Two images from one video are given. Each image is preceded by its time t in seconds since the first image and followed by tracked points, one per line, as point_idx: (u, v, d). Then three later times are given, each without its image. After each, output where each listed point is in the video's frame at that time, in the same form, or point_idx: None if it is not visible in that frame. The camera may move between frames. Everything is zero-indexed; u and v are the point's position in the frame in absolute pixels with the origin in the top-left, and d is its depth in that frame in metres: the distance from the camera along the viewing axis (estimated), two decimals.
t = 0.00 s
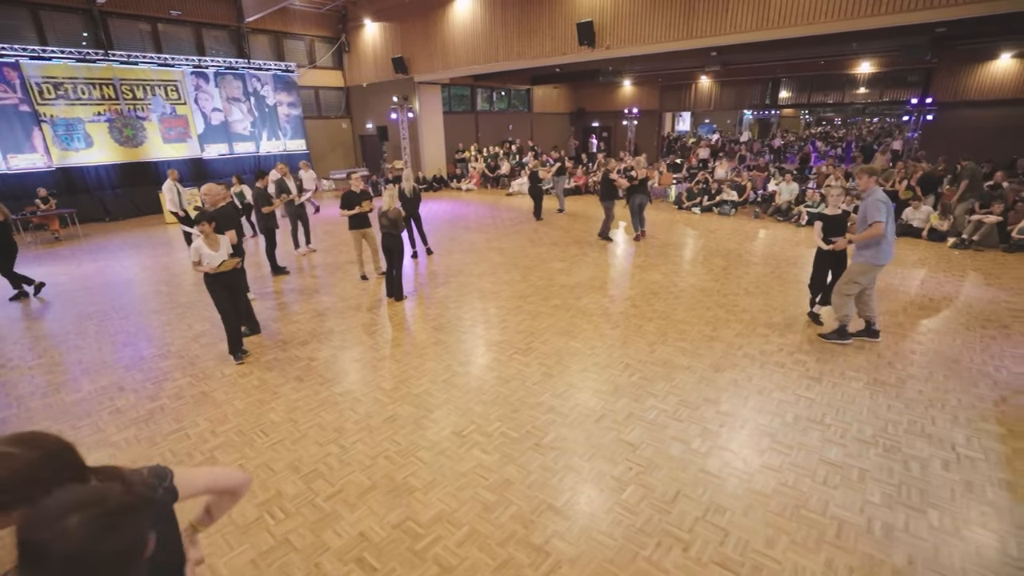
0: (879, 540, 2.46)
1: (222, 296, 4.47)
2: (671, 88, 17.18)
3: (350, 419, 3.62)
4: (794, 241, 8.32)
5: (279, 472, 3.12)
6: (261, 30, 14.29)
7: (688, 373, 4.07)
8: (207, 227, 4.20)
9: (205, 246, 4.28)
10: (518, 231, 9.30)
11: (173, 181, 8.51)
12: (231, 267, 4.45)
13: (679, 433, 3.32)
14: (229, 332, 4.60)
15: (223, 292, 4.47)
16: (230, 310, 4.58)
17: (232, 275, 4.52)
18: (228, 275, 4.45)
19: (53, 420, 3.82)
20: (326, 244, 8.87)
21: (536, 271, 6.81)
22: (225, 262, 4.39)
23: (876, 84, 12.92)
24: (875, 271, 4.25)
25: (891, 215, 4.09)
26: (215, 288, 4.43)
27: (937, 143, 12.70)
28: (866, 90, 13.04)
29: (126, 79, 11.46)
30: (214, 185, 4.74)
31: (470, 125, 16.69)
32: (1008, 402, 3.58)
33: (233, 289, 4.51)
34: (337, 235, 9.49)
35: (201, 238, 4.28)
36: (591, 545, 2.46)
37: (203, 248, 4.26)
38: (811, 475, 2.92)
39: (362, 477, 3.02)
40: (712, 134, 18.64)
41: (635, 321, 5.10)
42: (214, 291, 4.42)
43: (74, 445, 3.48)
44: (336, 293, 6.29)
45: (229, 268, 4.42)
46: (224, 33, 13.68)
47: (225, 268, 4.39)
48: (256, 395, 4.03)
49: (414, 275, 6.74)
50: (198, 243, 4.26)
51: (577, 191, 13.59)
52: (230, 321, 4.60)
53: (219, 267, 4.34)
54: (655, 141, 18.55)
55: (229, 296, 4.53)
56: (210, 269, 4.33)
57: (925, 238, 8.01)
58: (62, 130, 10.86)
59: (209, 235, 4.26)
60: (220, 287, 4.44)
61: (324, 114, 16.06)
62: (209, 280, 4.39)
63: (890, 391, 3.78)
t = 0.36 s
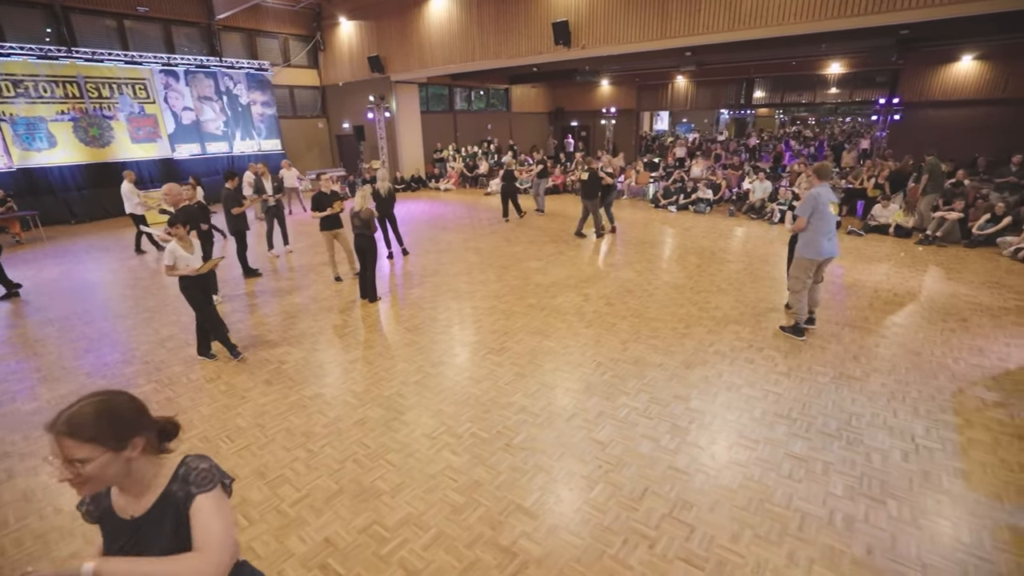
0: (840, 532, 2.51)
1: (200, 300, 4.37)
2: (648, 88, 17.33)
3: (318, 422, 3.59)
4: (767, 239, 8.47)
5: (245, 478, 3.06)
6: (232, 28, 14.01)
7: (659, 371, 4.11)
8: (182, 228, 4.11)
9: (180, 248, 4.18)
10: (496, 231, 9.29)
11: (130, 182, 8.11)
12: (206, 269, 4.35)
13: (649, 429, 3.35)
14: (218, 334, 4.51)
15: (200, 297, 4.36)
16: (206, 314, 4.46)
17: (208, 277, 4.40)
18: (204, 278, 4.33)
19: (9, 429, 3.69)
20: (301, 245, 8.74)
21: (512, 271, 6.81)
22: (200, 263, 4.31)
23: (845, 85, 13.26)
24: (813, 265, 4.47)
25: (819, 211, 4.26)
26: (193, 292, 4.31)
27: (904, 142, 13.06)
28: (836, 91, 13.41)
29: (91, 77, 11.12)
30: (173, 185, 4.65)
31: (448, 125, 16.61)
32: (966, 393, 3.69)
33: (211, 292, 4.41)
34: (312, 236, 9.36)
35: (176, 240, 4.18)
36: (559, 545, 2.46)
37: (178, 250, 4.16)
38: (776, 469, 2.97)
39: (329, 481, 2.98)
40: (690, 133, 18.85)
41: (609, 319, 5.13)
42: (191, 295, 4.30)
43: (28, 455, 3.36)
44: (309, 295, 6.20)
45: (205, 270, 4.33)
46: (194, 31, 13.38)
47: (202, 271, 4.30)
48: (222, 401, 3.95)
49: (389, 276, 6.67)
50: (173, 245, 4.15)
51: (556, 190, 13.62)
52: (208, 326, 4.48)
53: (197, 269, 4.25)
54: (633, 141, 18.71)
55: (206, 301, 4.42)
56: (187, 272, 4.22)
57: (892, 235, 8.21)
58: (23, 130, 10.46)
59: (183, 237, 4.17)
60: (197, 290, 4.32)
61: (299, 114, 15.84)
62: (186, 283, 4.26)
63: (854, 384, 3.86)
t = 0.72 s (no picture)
0: (808, 525, 2.54)
1: (179, 305, 4.24)
2: (629, 87, 17.44)
3: (291, 425, 3.54)
4: (744, 236, 8.57)
5: (213, 484, 3.00)
6: (206, 26, 13.73)
7: (635, 368, 4.13)
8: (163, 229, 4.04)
9: (161, 250, 4.08)
10: (476, 230, 9.26)
11: (89, 184, 7.78)
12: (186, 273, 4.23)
13: (623, 426, 3.37)
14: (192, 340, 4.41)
15: (178, 302, 4.23)
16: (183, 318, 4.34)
17: (188, 282, 4.27)
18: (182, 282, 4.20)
19: None
20: (278, 246, 8.61)
21: (492, 270, 6.79)
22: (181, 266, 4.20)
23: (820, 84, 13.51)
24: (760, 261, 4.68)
25: (764, 210, 4.47)
26: (172, 296, 4.18)
27: (876, 140, 13.35)
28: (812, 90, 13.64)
29: (58, 76, 10.82)
30: (139, 187, 4.52)
31: (429, 124, 16.52)
32: (932, 385, 3.78)
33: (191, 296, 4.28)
34: (289, 237, 9.23)
35: (157, 242, 4.07)
36: (531, 545, 2.45)
37: (159, 252, 4.06)
38: (747, 464, 3.00)
39: (301, 486, 2.93)
40: (671, 132, 19.00)
41: (587, 317, 5.14)
42: (170, 300, 4.17)
43: None
44: (284, 297, 6.10)
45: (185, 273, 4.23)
46: (167, 29, 13.08)
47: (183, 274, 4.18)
48: (191, 406, 3.87)
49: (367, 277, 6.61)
50: (154, 248, 4.04)
51: (537, 189, 13.63)
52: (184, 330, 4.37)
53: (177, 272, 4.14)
54: (615, 139, 18.81)
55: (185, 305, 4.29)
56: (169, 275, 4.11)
57: (864, 231, 8.38)
58: None
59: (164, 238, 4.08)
60: (176, 295, 4.19)
61: (277, 113, 15.61)
62: (165, 288, 4.13)
63: (825, 378, 3.93)
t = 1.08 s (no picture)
0: (789, 521, 2.56)
1: (168, 306, 4.19)
2: (617, 87, 17.50)
3: (274, 426, 3.51)
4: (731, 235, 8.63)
5: (193, 488, 2.95)
6: (190, 24, 13.55)
7: (620, 367, 4.14)
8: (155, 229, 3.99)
9: (150, 250, 4.02)
10: (464, 230, 9.24)
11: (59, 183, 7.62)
12: (175, 274, 4.18)
13: (608, 425, 3.37)
14: (175, 339, 4.37)
15: (171, 301, 4.19)
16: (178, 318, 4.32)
17: (177, 284, 4.22)
18: (175, 282, 4.17)
19: None
20: (263, 246, 8.53)
21: (479, 269, 6.78)
22: (170, 268, 4.13)
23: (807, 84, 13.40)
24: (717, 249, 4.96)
25: (714, 199, 4.78)
26: (161, 297, 4.13)
27: (861, 139, 13.50)
28: (799, 90, 13.57)
29: (37, 73, 10.63)
30: (109, 187, 4.38)
31: (417, 123, 16.46)
32: (912, 380, 3.83)
33: (182, 297, 4.23)
34: (275, 237, 9.14)
35: (145, 242, 4.02)
36: (514, 545, 2.44)
37: (148, 252, 4.00)
38: (730, 461, 3.02)
39: (282, 488, 2.90)
40: (659, 131, 19.08)
41: (573, 316, 5.15)
42: (160, 300, 4.13)
43: None
44: (269, 298, 6.04)
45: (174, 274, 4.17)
46: (150, 26, 12.90)
47: (171, 275, 4.12)
48: (171, 408, 3.81)
49: (353, 277, 6.56)
50: (142, 248, 3.98)
51: (526, 188, 13.61)
52: (174, 329, 4.32)
53: (165, 273, 4.07)
54: (604, 139, 18.87)
55: (177, 306, 4.25)
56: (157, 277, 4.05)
57: (849, 230, 8.47)
58: None
59: (153, 238, 4.03)
60: (168, 295, 4.16)
61: (264, 112, 15.46)
62: (154, 289, 4.08)
63: (808, 375, 3.97)
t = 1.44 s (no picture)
0: (783, 517, 2.56)
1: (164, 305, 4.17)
2: (613, 85, 17.51)
3: (268, 425, 3.50)
4: (727, 233, 8.64)
5: (186, 488, 2.94)
6: (183, 22, 13.46)
7: (615, 365, 4.13)
8: (148, 231, 3.92)
9: (141, 249, 3.98)
10: (460, 228, 9.22)
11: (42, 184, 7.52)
12: (169, 273, 4.16)
13: (604, 422, 3.37)
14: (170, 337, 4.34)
15: (169, 300, 4.17)
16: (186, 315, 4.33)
17: (173, 284, 4.19)
18: (172, 281, 4.15)
19: None
20: (257, 245, 8.50)
21: (475, 268, 6.77)
22: (162, 267, 4.10)
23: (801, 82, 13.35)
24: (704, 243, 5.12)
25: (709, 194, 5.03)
26: (155, 296, 4.11)
27: (856, 137, 13.54)
28: (793, 88, 13.49)
29: (28, 72, 10.55)
30: (84, 189, 4.26)
31: (412, 122, 16.42)
32: (906, 376, 3.85)
33: (177, 297, 4.20)
34: (269, 236, 9.11)
35: (136, 241, 3.98)
36: (508, 543, 2.43)
37: (138, 251, 3.97)
38: (725, 458, 3.02)
39: (276, 487, 2.89)
40: (655, 129, 19.09)
41: (568, 314, 5.15)
42: (156, 300, 4.10)
43: None
44: (264, 297, 6.01)
45: (168, 273, 4.15)
46: (143, 24, 12.80)
47: (164, 274, 4.10)
48: (165, 408, 3.80)
49: (348, 276, 6.54)
50: (132, 247, 3.96)
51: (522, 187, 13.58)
52: (172, 328, 4.29)
53: (156, 273, 4.05)
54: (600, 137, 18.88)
55: (176, 305, 4.23)
56: (148, 276, 4.04)
57: (844, 227, 8.49)
58: None
59: (145, 237, 3.98)
60: (165, 294, 4.14)
61: (258, 111, 15.39)
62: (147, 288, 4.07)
63: (802, 371, 3.98)
